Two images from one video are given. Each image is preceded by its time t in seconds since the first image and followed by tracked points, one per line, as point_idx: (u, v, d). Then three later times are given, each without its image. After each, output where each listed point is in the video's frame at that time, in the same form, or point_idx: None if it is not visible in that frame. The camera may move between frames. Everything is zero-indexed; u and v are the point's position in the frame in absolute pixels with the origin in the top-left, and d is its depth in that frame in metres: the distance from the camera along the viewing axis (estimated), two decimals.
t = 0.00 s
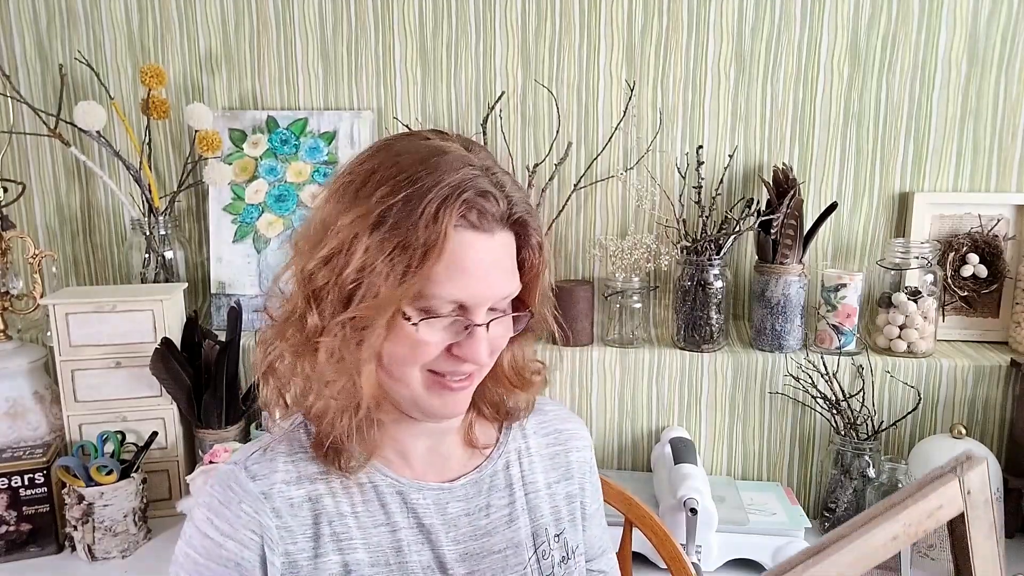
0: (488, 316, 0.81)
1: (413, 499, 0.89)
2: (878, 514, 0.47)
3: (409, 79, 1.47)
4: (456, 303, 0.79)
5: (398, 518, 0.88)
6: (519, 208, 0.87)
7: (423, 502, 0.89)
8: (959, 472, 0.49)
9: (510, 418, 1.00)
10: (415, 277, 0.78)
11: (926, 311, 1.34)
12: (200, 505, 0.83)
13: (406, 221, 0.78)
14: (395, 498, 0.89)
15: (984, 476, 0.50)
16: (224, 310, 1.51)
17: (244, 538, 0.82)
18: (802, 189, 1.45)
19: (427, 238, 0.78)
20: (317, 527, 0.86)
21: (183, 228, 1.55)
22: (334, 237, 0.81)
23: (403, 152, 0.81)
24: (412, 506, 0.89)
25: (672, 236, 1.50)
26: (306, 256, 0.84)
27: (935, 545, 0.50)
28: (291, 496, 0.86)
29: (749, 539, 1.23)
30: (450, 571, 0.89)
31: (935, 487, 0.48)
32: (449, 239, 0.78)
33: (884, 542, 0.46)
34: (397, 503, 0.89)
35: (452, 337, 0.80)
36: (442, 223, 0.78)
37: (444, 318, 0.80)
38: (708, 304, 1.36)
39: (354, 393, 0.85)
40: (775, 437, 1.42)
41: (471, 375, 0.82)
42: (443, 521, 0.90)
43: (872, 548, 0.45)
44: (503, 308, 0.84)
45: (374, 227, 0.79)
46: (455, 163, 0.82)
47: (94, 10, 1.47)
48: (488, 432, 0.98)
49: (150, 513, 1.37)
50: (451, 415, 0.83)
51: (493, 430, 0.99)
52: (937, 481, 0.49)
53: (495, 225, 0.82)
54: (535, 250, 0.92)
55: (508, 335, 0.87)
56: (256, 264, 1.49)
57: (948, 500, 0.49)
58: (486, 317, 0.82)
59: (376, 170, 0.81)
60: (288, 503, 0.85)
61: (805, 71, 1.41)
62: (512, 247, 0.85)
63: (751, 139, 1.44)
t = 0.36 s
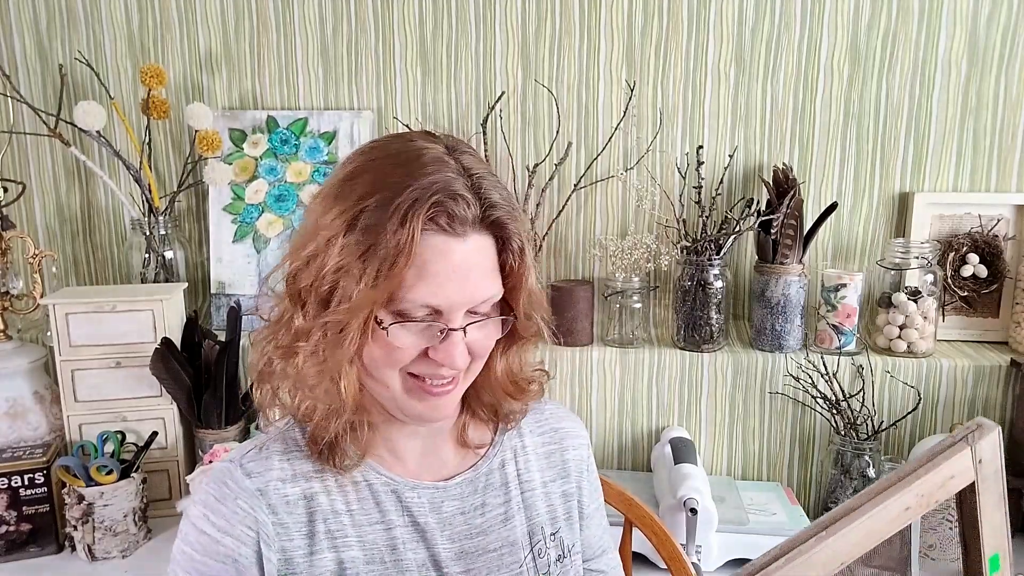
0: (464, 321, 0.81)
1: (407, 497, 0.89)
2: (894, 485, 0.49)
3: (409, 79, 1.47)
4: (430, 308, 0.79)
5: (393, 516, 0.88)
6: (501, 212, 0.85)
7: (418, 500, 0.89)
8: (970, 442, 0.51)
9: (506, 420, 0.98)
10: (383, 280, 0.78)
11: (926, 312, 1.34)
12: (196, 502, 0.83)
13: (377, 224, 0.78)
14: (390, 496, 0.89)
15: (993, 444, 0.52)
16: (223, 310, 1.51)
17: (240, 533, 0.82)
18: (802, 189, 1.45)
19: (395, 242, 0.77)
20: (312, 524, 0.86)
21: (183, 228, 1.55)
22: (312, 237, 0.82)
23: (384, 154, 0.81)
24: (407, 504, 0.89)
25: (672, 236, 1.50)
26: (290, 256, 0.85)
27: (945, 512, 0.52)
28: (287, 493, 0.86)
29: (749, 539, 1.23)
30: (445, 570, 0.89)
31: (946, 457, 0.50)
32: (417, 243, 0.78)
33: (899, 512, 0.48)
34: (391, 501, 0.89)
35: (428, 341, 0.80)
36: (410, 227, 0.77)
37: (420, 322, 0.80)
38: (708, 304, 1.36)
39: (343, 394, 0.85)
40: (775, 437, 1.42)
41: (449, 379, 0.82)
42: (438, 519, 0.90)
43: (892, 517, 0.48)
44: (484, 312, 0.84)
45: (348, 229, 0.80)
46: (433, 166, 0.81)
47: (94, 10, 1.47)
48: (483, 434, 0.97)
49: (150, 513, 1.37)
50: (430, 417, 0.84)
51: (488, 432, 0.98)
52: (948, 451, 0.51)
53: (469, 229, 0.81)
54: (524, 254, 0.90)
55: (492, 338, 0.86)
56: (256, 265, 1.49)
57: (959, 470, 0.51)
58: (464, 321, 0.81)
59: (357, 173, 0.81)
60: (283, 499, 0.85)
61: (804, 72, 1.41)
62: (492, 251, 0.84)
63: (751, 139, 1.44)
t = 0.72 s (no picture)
0: (451, 322, 0.81)
1: (403, 494, 0.88)
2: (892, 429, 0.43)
3: (409, 79, 1.47)
4: (415, 310, 0.79)
5: (389, 511, 0.88)
6: (486, 214, 0.84)
7: (414, 496, 0.88)
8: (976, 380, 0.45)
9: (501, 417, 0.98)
10: (370, 284, 0.79)
11: (926, 311, 1.34)
12: (194, 495, 0.83)
13: (361, 228, 0.79)
14: (386, 493, 0.88)
15: (1001, 385, 0.46)
16: (223, 310, 1.51)
17: (239, 526, 0.82)
18: (802, 190, 1.45)
19: (379, 246, 0.78)
20: (309, 518, 0.86)
21: (183, 228, 1.55)
22: (301, 242, 0.82)
23: (368, 158, 0.81)
24: (403, 500, 0.88)
25: (672, 236, 1.50)
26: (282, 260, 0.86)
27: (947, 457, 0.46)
28: (284, 487, 0.86)
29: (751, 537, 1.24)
30: (441, 565, 0.88)
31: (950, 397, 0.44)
32: (401, 248, 0.78)
33: (897, 457, 0.42)
34: (388, 497, 0.88)
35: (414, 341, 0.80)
36: (393, 230, 0.78)
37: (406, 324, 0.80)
38: (708, 303, 1.36)
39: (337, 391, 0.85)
40: (775, 437, 1.42)
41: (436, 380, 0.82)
42: (434, 516, 0.89)
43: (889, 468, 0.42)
44: (473, 312, 0.83)
45: (335, 232, 0.80)
46: (417, 168, 0.81)
47: (94, 10, 1.47)
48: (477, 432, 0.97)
49: (150, 513, 1.38)
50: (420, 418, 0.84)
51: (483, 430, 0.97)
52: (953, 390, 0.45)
53: (453, 231, 0.80)
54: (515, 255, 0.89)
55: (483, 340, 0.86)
56: (256, 265, 1.49)
57: (964, 411, 0.44)
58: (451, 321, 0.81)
59: (342, 177, 0.81)
60: (281, 494, 0.86)
61: (805, 72, 1.41)
62: (478, 253, 0.83)
63: (751, 139, 1.44)
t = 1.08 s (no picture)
0: (395, 254, 0.80)
1: (404, 502, 0.84)
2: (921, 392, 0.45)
3: (409, 79, 1.47)
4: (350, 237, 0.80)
5: (389, 521, 0.84)
6: (423, 156, 0.85)
7: (415, 505, 0.84)
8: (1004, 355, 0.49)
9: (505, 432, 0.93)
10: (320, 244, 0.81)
11: (925, 311, 1.34)
12: (194, 503, 0.81)
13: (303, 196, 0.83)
14: (387, 503, 0.84)
15: None
16: (223, 310, 1.51)
17: (241, 536, 0.80)
18: (802, 189, 1.45)
19: (323, 204, 0.81)
20: (309, 529, 0.83)
21: (183, 228, 1.54)
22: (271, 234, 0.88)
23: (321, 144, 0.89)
24: (404, 509, 0.84)
25: (672, 237, 1.50)
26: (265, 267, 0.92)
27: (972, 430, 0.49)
28: (284, 497, 0.83)
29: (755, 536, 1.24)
30: None
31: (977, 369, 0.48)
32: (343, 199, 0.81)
33: (926, 420, 0.44)
34: (388, 508, 0.84)
35: (360, 277, 0.78)
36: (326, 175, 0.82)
37: (347, 262, 0.79)
38: (708, 303, 1.36)
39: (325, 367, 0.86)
40: (775, 437, 1.42)
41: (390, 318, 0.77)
42: (435, 526, 0.84)
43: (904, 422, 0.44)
44: (430, 252, 0.82)
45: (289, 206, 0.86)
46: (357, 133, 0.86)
47: (94, 10, 1.47)
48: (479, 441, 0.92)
49: (150, 514, 1.37)
50: (380, 370, 0.78)
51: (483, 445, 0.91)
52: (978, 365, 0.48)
53: (388, 169, 0.82)
54: (474, 204, 0.89)
55: (449, 295, 0.82)
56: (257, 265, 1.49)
57: (992, 385, 0.48)
58: (397, 255, 0.80)
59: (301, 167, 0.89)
60: (281, 503, 0.83)
61: (805, 72, 1.41)
62: (422, 190, 0.83)
63: (751, 139, 1.44)
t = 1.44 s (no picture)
0: (382, 256, 0.78)
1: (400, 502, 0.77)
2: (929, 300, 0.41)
3: (409, 79, 1.47)
4: (334, 239, 0.79)
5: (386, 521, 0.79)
6: (408, 158, 0.85)
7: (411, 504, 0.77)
8: None
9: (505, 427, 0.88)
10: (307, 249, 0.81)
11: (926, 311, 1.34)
12: (195, 497, 0.83)
13: (290, 203, 0.85)
14: (383, 501, 0.80)
15: None
16: (223, 309, 1.51)
17: (241, 528, 0.82)
18: (802, 189, 1.45)
19: (307, 209, 0.83)
20: (309, 528, 0.82)
21: (183, 227, 1.54)
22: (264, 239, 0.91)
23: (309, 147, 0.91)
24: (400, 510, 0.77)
25: (672, 237, 1.50)
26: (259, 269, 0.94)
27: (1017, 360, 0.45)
28: (284, 494, 0.83)
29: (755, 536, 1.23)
30: None
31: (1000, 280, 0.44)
32: (325, 201, 0.81)
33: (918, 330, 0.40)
34: (386, 507, 0.80)
35: (347, 282, 0.77)
36: (311, 179, 0.83)
37: (334, 267, 0.78)
38: (708, 304, 1.36)
39: (313, 367, 0.89)
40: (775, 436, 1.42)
41: (378, 320, 0.76)
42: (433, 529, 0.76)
43: (910, 331, 0.40)
44: (418, 255, 0.81)
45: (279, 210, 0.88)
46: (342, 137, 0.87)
47: (94, 10, 1.47)
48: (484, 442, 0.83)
49: (151, 513, 1.38)
50: (372, 372, 0.76)
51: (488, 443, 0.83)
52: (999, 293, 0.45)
53: (371, 171, 0.82)
54: (461, 203, 0.89)
55: (440, 296, 0.81)
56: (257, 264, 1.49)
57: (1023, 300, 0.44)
58: (385, 257, 0.79)
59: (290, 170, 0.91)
60: (281, 500, 0.83)
61: (805, 72, 1.41)
62: (408, 191, 0.83)
63: (751, 139, 1.44)
